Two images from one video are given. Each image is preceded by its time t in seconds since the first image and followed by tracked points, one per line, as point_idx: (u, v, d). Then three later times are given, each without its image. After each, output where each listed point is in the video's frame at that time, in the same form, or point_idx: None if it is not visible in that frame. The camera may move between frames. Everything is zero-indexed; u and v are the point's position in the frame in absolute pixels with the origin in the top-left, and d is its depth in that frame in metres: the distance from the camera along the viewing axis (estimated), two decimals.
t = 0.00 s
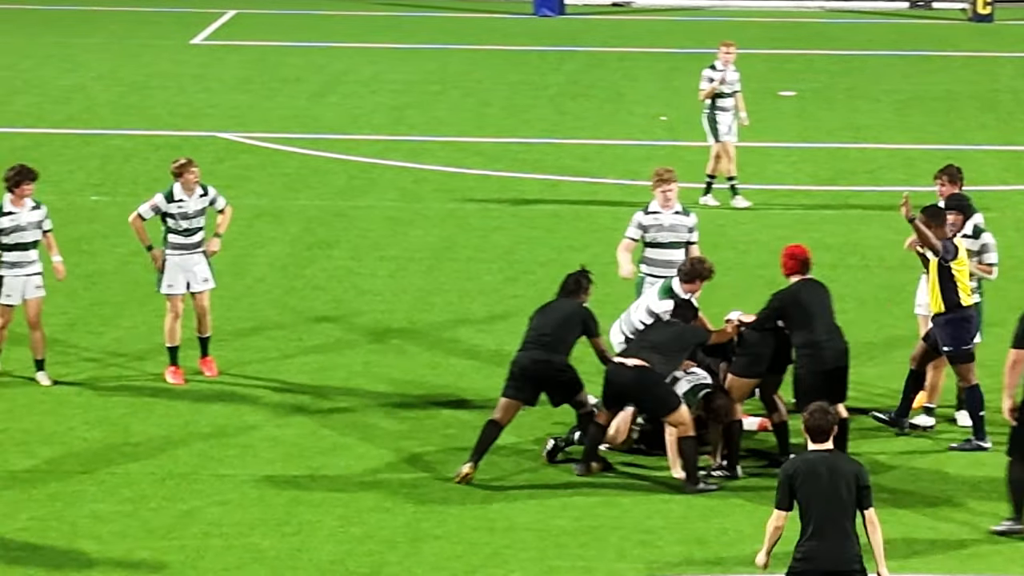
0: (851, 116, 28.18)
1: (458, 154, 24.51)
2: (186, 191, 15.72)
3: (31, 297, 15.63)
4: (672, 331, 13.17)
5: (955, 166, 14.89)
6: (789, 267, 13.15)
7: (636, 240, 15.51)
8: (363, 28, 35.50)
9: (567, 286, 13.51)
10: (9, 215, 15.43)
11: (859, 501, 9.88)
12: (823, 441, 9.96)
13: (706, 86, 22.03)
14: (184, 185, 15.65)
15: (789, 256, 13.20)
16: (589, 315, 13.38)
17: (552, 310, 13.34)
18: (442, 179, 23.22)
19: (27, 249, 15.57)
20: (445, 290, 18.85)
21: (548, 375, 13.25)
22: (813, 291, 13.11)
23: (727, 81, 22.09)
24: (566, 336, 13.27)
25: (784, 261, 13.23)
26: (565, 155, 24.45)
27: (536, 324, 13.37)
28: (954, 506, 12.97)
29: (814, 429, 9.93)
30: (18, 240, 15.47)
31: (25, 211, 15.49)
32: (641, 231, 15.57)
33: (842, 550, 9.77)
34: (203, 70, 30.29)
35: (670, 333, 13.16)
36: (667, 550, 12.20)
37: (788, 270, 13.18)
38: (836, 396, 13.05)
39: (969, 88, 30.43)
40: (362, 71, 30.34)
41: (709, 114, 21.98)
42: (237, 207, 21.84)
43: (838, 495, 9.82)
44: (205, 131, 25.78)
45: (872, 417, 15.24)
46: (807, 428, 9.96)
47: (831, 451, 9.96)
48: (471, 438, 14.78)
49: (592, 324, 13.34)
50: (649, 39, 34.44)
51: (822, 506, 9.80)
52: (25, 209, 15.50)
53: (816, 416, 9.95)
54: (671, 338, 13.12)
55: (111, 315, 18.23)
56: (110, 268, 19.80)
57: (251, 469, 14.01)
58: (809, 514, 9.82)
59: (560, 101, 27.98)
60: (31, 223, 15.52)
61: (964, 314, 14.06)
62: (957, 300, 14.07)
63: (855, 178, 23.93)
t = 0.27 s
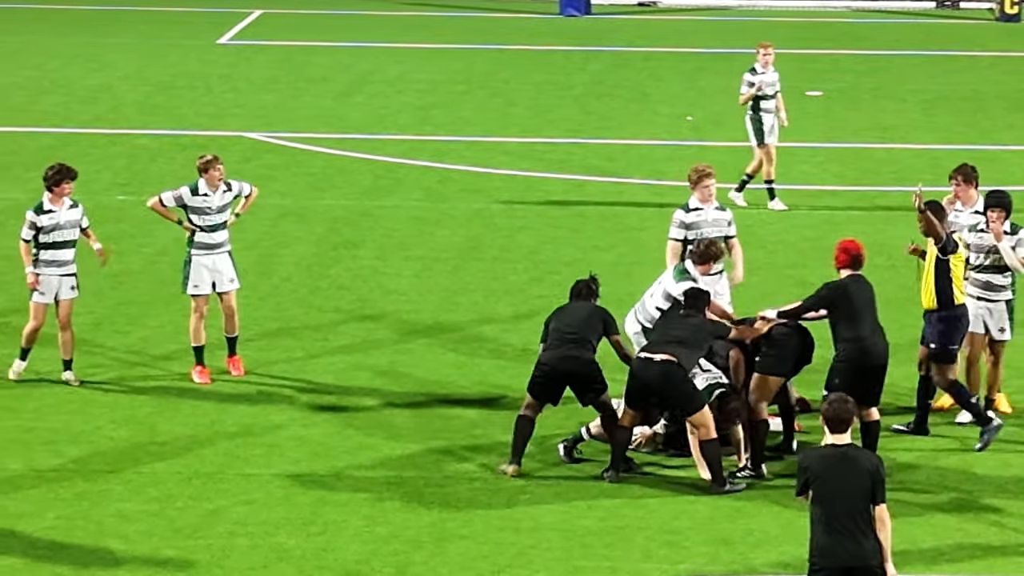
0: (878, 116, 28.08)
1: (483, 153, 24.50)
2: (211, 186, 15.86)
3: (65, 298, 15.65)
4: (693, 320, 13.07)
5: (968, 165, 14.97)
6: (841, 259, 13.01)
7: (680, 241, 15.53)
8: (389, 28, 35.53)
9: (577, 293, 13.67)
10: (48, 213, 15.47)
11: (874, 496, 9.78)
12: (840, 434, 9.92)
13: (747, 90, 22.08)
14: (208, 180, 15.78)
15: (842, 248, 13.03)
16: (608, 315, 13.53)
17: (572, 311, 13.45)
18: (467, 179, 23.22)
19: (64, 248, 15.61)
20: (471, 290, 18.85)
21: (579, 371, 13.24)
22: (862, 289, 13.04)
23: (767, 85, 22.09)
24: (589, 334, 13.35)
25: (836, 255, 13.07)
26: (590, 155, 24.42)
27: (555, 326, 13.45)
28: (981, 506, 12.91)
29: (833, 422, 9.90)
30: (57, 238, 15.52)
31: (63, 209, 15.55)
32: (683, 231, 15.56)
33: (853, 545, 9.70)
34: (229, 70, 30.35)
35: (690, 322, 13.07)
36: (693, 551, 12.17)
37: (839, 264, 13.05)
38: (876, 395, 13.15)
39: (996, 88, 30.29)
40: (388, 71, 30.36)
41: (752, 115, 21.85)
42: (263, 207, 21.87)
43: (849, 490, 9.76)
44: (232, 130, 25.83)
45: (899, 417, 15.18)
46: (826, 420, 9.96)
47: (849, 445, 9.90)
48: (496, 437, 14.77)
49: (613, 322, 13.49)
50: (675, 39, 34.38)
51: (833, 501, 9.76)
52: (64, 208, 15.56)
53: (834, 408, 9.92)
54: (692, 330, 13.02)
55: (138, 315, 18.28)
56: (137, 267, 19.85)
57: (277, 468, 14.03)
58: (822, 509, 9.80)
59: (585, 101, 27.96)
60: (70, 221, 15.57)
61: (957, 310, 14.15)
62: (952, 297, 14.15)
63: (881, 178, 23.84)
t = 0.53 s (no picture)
0: (895, 116, 28.03)
1: (500, 153, 24.51)
2: (228, 185, 15.91)
3: (87, 296, 15.75)
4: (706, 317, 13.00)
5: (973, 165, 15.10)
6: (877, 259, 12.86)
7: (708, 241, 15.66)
8: (406, 27, 35.53)
9: (566, 274, 13.49)
10: (66, 212, 15.45)
11: (905, 500, 9.76)
12: (870, 437, 9.86)
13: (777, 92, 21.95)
14: (226, 180, 15.84)
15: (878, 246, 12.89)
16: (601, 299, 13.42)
17: (566, 299, 13.32)
18: (484, 178, 23.21)
19: (83, 247, 15.67)
20: (488, 289, 18.85)
21: (583, 370, 13.21)
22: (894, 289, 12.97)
23: (799, 84, 21.92)
24: (587, 326, 13.28)
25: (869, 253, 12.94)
26: (607, 154, 24.42)
27: (550, 317, 13.32)
28: (1001, 507, 12.85)
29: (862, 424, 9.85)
30: (75, 238, 15.55)
31: (81, 207, 15.56)
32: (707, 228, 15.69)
33: (884, 549, 9.69)
34: (246, 70, 30.37)
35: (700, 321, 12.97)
36: (710, 551, 12.15)
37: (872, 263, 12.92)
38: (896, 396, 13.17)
39: (1015, 88, 30.22)
40: (405, 71, 30.37)
41: (783, 117, 21.97)
42: (281, 206, 21.89)
43: (880, 495, 9.72)
44: (249, 130, 25.85)
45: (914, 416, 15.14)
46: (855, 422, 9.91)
47: (879, 448, 9.85)
48: (514, 437, 14.78)
49: (608, 306, 13.39)
50: (692, 39, 34.36)
51: (864, 506, 9.72)
52: (81, 206, 15.57)
53: (865, 411, 9.86)
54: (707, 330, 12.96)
55: (156, 314, 18.30)
56: (155, 267, 19.89)
57: (295, 468, 14.04)
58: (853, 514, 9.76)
59: (603, 101, 27.95)
60: (87, 220, 15.61)
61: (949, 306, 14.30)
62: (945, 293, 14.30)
63: (899, 178, 23.79)
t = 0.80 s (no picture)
0: (905, 116, 28.01)
1: (509, 153, 24.51)
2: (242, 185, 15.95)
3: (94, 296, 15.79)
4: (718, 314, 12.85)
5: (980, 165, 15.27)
6: (882, 263, 12.69)
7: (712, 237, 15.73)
8: (415, 27, 35.54)
9: (583, 260, 13.41)
10: (69, 212, 15.52)
11: (925, 504, 9.72)
12: (892, 440, 9.80)
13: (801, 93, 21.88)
14: (240, 180, 15.84)
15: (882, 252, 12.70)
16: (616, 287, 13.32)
17: (580, 288, 13.28)
18: (493, 178, 23.21)
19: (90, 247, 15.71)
20: (497, 290, 18.85)
21: (594, 363, 13.21)
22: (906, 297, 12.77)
23: (823, 87, 21.90)
24: (599, 316, 13.24)
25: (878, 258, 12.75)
26: (616, 155, 24.41)
27: (564, 306, 13.33)
28: (1009, 508, 12.84)
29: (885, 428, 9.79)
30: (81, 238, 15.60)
31: (83, 207, 15.62)
32: (716, 226, 15.73)
33: (903, 554, 9.68)
34: (255, 70, 30.39)
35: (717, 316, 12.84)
36: (718, 551, 12.14)
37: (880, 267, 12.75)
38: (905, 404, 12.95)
39: None
40: (413, 71, 30.38)
41: (805, 122, 21.91)
42: (290, 206, 21.91)
43: (901, 499, 9.68)
44: (258, 130, 25.87)
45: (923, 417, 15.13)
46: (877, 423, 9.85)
47: (901, 451, 9.80)
48: (523, 437, 14.77)
49: (622, 295, 13.28)
50: (701, 39, 34.32)
51: (884, 510, 9.69)
52: (83, 206, 15.63)
53: (888, 414, 9.79)
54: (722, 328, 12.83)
55: (165, 314, 18.32)
56: (163, 267, 19.90)
57: (303, 467, 14.04)
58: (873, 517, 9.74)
59: (612, 101, 27.94)
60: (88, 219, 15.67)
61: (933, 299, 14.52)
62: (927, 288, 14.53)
63: (908, 178, 23.75)
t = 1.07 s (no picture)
0: (905, 116, 27.99)
1: (510, 153, 24.50)
2: (254, 184, 15.99)
3: (96, 296, 15.77)
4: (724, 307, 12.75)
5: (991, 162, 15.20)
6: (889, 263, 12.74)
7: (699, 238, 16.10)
8: (416, 27, 35.53)
9: (584, 259, 13.36)
10: (68, 213, 15.52)
11: (930, 506, 9.71)
12: (898, 442, 9.81)
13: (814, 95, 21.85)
14: (252, 178, 15.93)
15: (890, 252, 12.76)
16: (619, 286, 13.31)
17: (583, 288, 13.27)
18: (494, 178, 23.22)
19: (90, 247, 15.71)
20: (498, 289, 18.86)
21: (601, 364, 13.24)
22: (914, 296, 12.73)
23: (837, 88, 21.82)
24: (603, 316, 13.24)
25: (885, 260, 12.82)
26: (617, 155, 24.41)
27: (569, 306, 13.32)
28: (1010, 508, 12.85)
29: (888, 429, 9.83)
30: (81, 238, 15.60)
31: (82, 207, 15.62)
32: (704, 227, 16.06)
33: (905, 556, 9.67)
34: (256, 70, 30.39)
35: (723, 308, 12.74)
36: (719, 551, 12.15)
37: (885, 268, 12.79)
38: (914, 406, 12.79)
39: None
40: (414, 71, 30.38)
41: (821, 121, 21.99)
42: (290, 206, 21.92)
43: (904, 500, 9.68)
44: (259, 130, 25.87)
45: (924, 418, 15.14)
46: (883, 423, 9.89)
47: (907, 453, 9.80)
48: (523, 437, 14.77)
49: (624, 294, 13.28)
50: (702, 39, 34.33)
51: (889, 512, 9.70)
52: (82, 206, 15.63)
53: (894, 415, 9.81)
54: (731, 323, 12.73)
55: (165, 314, 18.32)
56: (164, 267, 19.91)
57: (305, 467, 14.04)
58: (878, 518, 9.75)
59: (613, 101, 27.95)
60: (88, 220, 15.67)
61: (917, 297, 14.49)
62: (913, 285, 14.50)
63: (909, 178, 23.76)
